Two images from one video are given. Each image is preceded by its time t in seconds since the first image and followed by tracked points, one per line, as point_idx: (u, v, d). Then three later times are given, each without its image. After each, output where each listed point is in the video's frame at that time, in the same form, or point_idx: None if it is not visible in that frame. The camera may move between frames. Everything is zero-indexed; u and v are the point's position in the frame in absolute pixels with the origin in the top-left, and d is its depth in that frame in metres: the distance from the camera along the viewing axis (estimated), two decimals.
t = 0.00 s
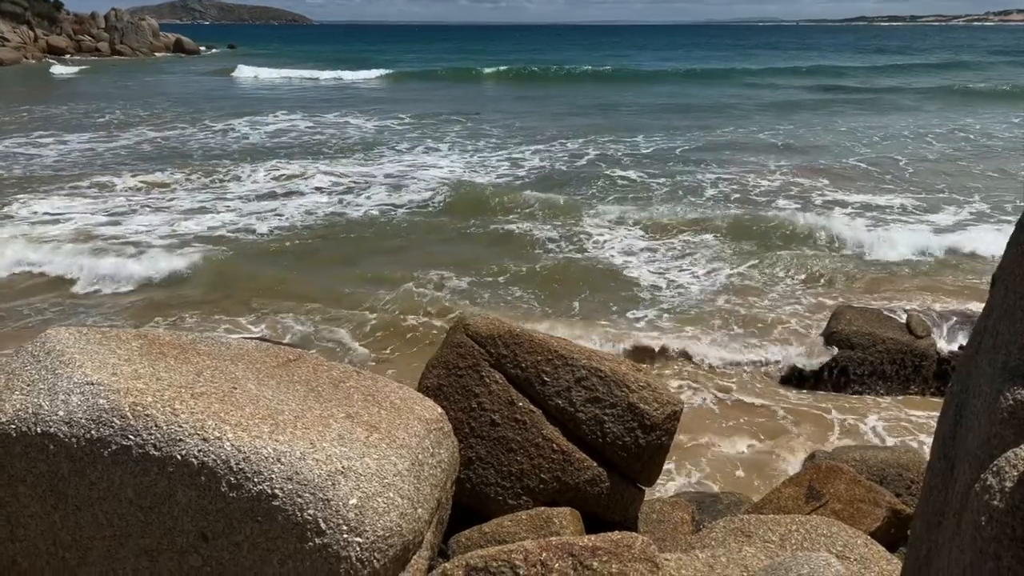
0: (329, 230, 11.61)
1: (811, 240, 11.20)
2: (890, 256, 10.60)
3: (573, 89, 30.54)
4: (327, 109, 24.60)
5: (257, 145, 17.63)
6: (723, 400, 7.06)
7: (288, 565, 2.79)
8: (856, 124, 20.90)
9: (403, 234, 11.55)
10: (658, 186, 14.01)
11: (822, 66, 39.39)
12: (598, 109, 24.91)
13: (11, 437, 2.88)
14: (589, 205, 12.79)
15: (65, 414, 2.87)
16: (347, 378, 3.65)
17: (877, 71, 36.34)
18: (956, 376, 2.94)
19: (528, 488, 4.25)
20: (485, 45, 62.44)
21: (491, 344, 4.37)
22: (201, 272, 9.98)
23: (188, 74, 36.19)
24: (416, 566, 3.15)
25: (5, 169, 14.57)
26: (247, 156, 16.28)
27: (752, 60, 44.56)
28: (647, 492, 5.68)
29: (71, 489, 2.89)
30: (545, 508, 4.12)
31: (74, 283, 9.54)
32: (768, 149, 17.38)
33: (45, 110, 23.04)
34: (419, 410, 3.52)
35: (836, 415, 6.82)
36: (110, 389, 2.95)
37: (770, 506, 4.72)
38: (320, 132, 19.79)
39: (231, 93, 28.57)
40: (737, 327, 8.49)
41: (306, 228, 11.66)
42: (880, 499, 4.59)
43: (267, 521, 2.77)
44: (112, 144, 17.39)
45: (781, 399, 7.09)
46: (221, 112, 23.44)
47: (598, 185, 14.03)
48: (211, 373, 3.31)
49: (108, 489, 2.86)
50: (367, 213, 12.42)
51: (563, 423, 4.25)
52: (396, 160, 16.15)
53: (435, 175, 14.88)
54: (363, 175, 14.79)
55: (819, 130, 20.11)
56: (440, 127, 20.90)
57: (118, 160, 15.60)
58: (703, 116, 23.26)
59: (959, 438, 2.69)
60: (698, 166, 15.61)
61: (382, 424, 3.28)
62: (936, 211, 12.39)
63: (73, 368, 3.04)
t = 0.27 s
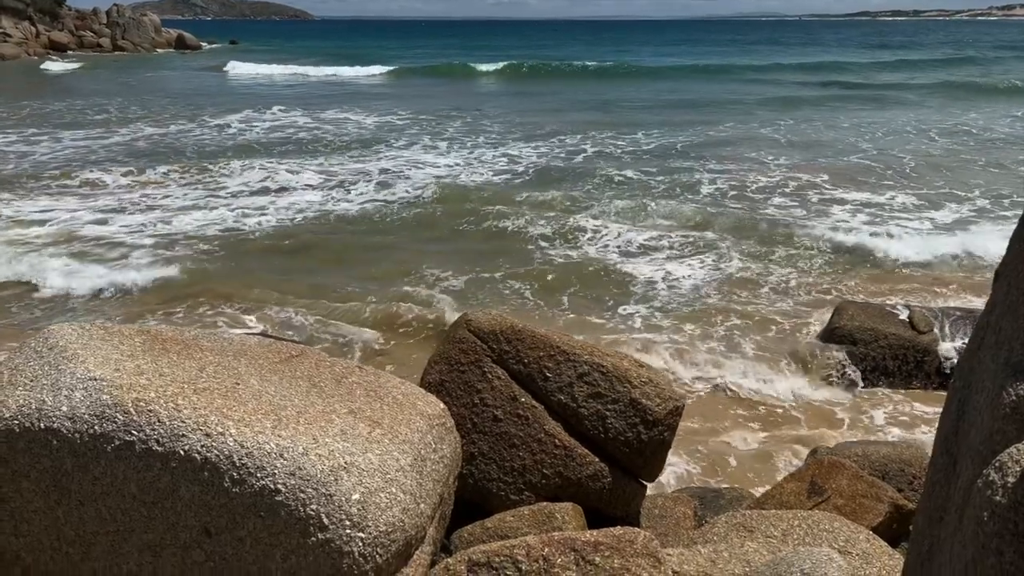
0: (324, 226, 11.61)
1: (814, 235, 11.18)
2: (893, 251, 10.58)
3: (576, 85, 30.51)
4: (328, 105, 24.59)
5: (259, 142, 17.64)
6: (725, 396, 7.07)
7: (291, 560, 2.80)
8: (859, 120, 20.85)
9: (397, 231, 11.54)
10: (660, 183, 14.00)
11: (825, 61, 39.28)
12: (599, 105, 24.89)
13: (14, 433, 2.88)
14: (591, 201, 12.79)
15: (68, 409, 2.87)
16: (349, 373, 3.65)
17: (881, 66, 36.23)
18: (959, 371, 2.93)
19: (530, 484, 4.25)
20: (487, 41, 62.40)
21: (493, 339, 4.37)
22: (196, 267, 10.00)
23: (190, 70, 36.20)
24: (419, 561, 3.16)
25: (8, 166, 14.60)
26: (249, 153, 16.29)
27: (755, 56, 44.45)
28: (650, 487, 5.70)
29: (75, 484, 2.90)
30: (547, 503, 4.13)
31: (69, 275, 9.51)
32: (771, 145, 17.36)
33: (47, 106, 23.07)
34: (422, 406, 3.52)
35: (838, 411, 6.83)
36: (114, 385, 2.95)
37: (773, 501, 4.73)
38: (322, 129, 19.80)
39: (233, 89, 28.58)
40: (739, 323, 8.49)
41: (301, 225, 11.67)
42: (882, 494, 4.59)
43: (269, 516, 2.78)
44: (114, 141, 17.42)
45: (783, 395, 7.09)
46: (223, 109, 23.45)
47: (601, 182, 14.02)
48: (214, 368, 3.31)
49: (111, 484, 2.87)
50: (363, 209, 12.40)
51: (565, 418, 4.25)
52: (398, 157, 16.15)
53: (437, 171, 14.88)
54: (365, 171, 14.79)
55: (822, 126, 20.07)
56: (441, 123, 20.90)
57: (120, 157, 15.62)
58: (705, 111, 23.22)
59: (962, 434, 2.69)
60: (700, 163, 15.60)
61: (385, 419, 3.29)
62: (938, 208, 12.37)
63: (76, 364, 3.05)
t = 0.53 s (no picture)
0: (321, 224, 11.62)
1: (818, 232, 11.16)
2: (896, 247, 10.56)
3: (578, 82, 30.47)
4: (331, 102, 24.59)
5: (262, 139, 17.65)
6: (728, 392, 7.06)
7: (294, 556, 2.80)
8: (862, 116, 20.79)
9: (393, 228, 11.54)
10: (662, 179, 13.98)
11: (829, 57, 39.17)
12: (602, 101, 24.86)
13: (18, 428, 2.89)
14: (593, 198, 12.78)
15: (72, 405, 2.88)
16: (351, 370, 3.65)
17: (885, 63, 36.12)
18: (962, 367, 2.92)
19: (533, 480, 4.25)
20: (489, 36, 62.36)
21: (496, 336, 4.37)
22: (191, 264, 10.01)
23: (193, 66, 36.21)
24: (421, 558, 3.16)
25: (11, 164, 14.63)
26: (251, 150, 16.31)
27: (758, 52, 44.35)
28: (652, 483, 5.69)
29: (78, 479, 2.90)
30: (550, 499, 4.12)
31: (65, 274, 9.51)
32: (774, 141, 17.33)
33: (50, 103, 23.12)
34: (424, 402, 3.52)
35: (841, 408, 6.82)
36: (117, 381, 2.96)
37: (775, 498, 4.72)
38: (324, 125, 19.80)
39: (236, 86, 28.60)
40: (742, 320, 8.49)
41: (297, 223, 11.68)
42: (885, 491, 4.58)
43: (272, 512, 2.78)
44: (117, 138, 17.45)
45: (786, 390, 7.09)
46: (225, 105, 23.46)
47: (603, 179, 14.01)
48: (217, 364, 3.32)
49: (115, 479, 2.88)
50: (360, 206, 12.41)
51: (568, 414, 4.25)
52: (401, 154, 16.14)
53: (439, 168, 14.88)
54: (367, 168, 14.79)
55: (825, 122, 20.02)
56: (444, 119, 20.89)
57: (123, 154, 15.66)
58: (708, 108, 23.18)
59: (965, 431, 2.68)
60: (702, 160, 15.58)
61: (387, 415, 3.29)
62: (941, 205, 12.34)
63: (79, 360, 3.06)
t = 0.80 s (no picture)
0: (324, 221, 11.67)
1: (820, 230, 11.16)
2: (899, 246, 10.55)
3: (581, 80, 30.45)
4: (333, 99, 24.61)
5: (264, 137, 17.68)
6: (730, 389, 7.06)
7: (296, 552, 2.81)
8: (865, 114, 20.75)
9: (387, 226, 11.53)
10: (664, 178, 13.98)
11: (832, 55, 39.08)
12: (604, 99, 24.85)
13: (21, 425, 2.89)
14: (595, 196, 12.78)
15: (75, 402, 2.88)
16: (354, 367, 3.66)
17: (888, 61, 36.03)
18: (965, 365, 2.92)
19: (535, 477, 4.25)
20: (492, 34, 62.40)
21: (499, 333, 4.38)
22: (194, 263, 10.05)
23: (196, 63, 36.25)
24: (423, 555, 3.16)
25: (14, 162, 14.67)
26: (254, 148, 16.32)
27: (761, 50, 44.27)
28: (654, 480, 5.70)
29: (81, 476, 2.91)
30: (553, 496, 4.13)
31: (63, 272, 9.56)
32: (776, 140, 17.31)
33: (54, 100, 23.16)
34: (427, 399, 3.53)
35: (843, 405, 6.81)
36: (120, 377, 2.97)
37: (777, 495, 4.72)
38: (327, 123, 19.82)
39: (239, 83, 28.64)
40: (745, 318, 8.48)
41: (290, 221, 11.66)
42: (887, 488, 4.58)
43: (275, 508, 2.79)
44: (120, 136, 17.49)
45: (788, 388, 7.09)
46: (228, 103, 23.48)
47: (605, 177, 14.00)
48: (220, 361, 3.32)
49: (118, 476, 2.88)
50: (363, 204, 12.43)
51: (570, 411, 4.26)
52: (403, 152, 16.15)
53: (442, 166, 14.90)
54: (370, 166, 14.81)
55: (828, 120, 19.99)
56: (446, 117, 20.89)
57: (127, 152, 15.69)
58: (710, 106, 23.15)
59: (968, 429, 2.68)
60: (705, 158, 15.57)
61: (390, 412, 3.30)
62: (944, 203, 12.32)
63: (82, 356, 3.06)
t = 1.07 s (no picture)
0: (327, 220, 11.70)
1: (822, 229, 11.15)
2: (901, 245, 10.54)
3: (583, 79, 30.42)
4: (336, 98, 24.62)
5: (267, 135, 17.70)
6: (732, 387, 7.06)
7: (299, 550, 2.81)
8: (868, 113, 20.71)
9: (386, 224, 11.52)
10: (666, 176, 13.97)
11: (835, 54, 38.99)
12: (607, 97, 24.83)
13: (25, 422, 2.90)
14: (598, 195, 12.78)
15: (78, 399, 2.89)
16: (357, 364, 3.66)
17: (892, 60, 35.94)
18: (968, 363, 2.92)
19: (537, 475, 4.25)
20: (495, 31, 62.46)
21: (501, 331, 4.38)
22: (197, 262, 10.09)
23: (199, 61, 36.30)
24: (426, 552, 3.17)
25: (18, 161, 14.71)
26: (257, 147, 16.34)
27: (764, 48, 44.18)
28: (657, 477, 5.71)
29: (85, 473, 2.92)
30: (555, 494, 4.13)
31: (68, 273, 9.60)
32: (779, 138, 17.29)
33: (58, 98, 23.21)
34: (429, 397, 3.53)
35: (845, 403, 6.81)
36: (123, 374, 2.98)
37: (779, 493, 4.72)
38: (330, 122, 19.82)
39: (241, 81, 28.67)
40: (747, 316, 8.48)
41: (293, 220, 11.69)
42: (890, 487, 4.58)
43: (278, 506, 2.79)
44: (123, 135, 17.52)
45: (790, 386, 7.09)
46: (230, 101, 23.50)
47: (608, 176, 14.00)
48: (223, 359, 3.33)
49: (122, 472, 2.89)
50: (366, 202, 12.45)
51: (572, 409, 4.26)
52: (405, 150, 16.15)
53: (444, 165, 14.90)
54: (372, 165, 14.82)
55: (831, 119, 19.97)
56: (449, 115, 20.90)
57: (130, 151, 15.73)
58: (713, 105, 23.13)
59: (970, 427, 2.68)
60: (707, 157, 15.57)
61: (392, 410, 3.30)
62: (947, 202, 12.30)
63: (86, 354, 3.07)
